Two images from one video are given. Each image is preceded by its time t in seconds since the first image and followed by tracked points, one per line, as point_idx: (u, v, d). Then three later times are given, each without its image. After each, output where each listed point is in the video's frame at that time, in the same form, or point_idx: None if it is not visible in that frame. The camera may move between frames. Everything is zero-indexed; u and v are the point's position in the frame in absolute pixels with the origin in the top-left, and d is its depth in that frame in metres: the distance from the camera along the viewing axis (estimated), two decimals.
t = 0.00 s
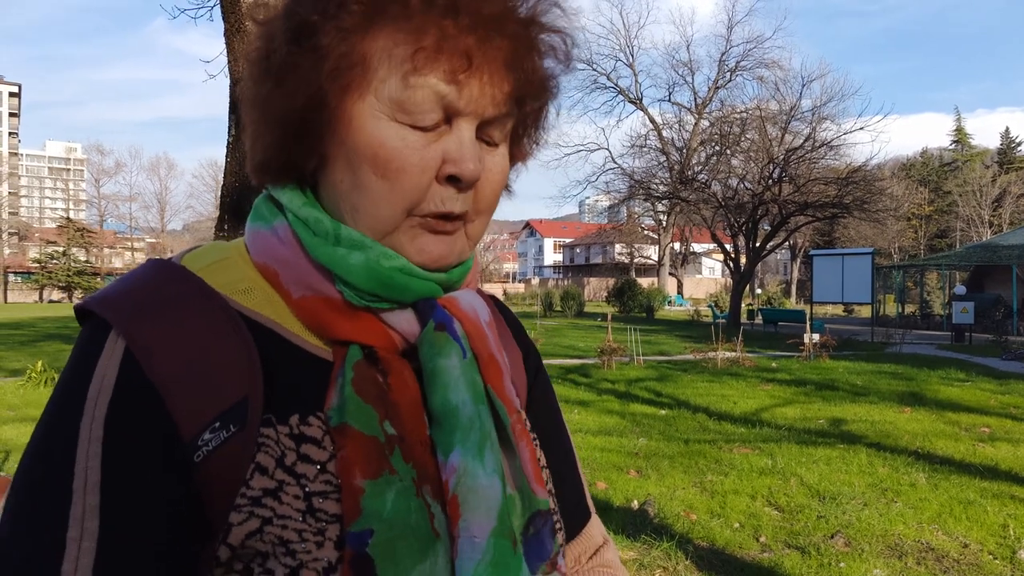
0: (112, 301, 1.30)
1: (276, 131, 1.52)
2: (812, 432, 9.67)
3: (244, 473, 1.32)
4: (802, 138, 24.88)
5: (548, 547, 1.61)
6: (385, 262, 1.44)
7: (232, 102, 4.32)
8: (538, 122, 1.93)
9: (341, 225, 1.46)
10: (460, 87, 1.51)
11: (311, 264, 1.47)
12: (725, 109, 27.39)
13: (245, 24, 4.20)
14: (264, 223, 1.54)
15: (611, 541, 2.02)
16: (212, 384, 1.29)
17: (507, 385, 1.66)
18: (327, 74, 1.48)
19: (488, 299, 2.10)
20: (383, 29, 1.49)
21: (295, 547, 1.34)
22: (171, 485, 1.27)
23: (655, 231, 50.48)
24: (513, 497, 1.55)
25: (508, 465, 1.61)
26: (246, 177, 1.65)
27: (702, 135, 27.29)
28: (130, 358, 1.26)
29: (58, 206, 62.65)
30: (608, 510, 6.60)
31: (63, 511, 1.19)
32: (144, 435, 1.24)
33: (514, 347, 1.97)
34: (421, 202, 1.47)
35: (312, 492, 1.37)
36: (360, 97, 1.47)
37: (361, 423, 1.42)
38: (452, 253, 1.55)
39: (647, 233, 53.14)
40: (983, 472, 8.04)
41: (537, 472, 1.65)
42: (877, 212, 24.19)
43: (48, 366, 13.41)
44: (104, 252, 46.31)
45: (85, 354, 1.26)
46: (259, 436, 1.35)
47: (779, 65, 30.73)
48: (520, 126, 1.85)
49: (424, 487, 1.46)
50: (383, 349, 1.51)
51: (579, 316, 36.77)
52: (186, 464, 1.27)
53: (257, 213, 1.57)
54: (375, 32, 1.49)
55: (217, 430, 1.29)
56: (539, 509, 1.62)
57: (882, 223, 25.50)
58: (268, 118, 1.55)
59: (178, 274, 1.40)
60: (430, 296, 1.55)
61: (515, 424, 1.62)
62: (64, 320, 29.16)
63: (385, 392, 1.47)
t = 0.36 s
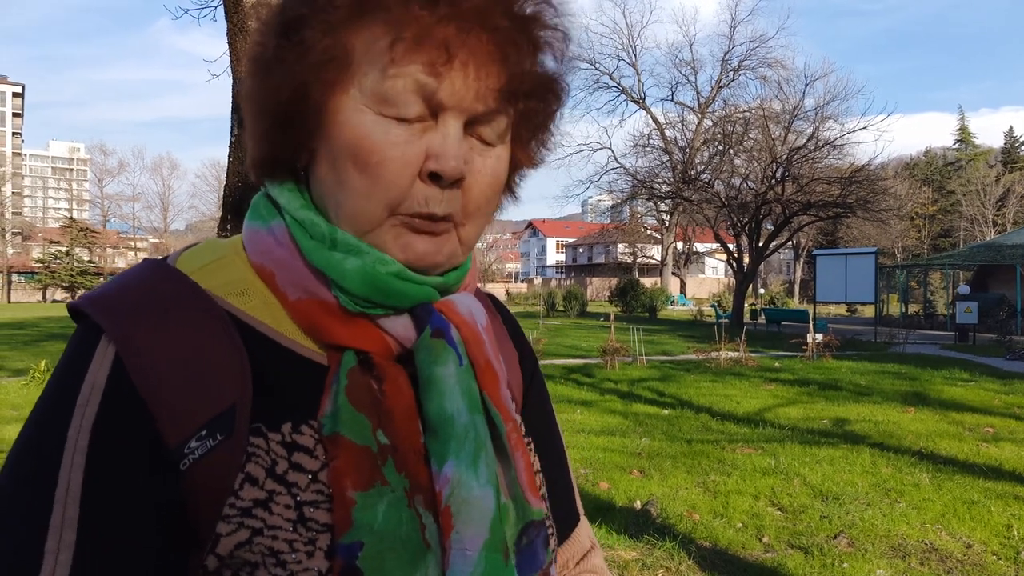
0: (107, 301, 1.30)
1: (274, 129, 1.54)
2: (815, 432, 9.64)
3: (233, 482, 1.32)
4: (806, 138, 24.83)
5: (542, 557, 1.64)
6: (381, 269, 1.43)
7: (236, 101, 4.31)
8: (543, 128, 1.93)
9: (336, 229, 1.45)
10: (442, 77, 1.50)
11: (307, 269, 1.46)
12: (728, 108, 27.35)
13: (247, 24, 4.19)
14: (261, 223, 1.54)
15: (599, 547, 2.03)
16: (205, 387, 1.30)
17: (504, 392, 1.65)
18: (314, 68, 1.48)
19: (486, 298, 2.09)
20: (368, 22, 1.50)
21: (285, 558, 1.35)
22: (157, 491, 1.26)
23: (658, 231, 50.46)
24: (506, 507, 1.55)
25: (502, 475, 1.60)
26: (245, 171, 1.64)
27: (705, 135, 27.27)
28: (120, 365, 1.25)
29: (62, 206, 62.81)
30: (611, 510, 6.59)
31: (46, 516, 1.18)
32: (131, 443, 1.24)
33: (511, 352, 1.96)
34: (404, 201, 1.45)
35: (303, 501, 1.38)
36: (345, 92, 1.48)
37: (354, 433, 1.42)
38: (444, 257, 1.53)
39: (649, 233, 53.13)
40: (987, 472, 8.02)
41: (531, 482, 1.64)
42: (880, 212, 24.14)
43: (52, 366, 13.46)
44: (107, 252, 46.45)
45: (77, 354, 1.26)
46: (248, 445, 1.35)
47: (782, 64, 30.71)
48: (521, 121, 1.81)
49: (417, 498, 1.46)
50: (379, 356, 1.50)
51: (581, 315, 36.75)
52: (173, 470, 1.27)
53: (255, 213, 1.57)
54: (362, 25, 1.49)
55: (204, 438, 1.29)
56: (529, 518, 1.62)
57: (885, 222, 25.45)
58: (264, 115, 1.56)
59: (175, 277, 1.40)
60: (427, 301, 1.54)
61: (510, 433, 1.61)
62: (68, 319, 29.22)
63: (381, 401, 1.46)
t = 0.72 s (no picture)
0: (89, 300, 1.34)
1: (254, 124, 1.59)
2: (817, 432, 9.64)
3: (199, 476, 1.34)
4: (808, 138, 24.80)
5: (514, 557, 1.59)
6: (354, 263, 1.44)
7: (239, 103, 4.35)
8: (526, 113, 1.95)
9: (311, 225, 1.47)
10: (400, 51, 1.53)
11: (284, 265, 1.48)
12: (730, 108, 27.35)
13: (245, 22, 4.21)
14: (248, 223, 1.57)
15: (602, 554, 2.00)
16: (178, 379, 1.33)
17: (484, 388, 1.63)
18: (282, 58, 1.54)
19: (487, 296, 2.09)
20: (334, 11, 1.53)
21: (248, 554, 1.37)
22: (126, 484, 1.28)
23: (660, 231, 50.44)
24: (482, 505, 1.52)
25: (480, 473, 1.58)
26: (233, 170, 1.69)
27: (707, 135, 27.29)
28: (91, 364, 1.29)
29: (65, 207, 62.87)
30: (613, 510, 6.59)
31: (10, 510, 1.21)
32: (97, 439, 1.27)
33: (510, 349, 1.96)
34: (372, 185, 1.46)
35: (269, 496, 1.39)
36: (312, 80, 1.52)
37: (323, 429, 1.42)
38: (421, 250, 1.53)
39: (651, 233, 53.13)
40: (989, 472, 8.01)
41: (508, 480, 1.62)
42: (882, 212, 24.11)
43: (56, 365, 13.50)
44: (110, 252, 46.56)
45: (58, 352, 1.31)
46: (215, 441, 1.37)
47: (784, 64, 30.71)
48: (500, 101, 1.81)
49: (385, 494, 1.44)
50: (356, 351, 1.49)
51: (583, 315, 36.74)
52: (138, 465, 1.29)
53: (244, 214, 1.59)
54: (328, 15, 1.53)
55: (170, 431, 1.31)
56: (505, 519, 1.58)
57: (887, 223, 25.40)
58: (243, 112, 1.61)
59: (156, 276, 1.44)
60: (407, 296, 1.53)
61: (487, 431, 1.60)
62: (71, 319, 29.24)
63: (355, 397, 1.45)
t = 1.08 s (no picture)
0: (96, 303, 1.34)
1: (258, 129, 1.60)
2: (820, 432, 9.63)
3: (213, 474, 1.34)
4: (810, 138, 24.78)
5: (527, 550, 1.61)
6: (360, 260, 1.44)
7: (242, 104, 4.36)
8: (525, 112, 1.97)
9: (316, 223, 1.48)
10: (395, 47, 1.54)
11: (293, 264, 1.48)
12: (733, 108, 27.32)
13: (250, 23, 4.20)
14: (253, 226, 1.57)
15: (606, 551, 2.02)
16: (189, 376, 1.32)
17: (491, 384, 1.64)
18: (282, 61, 1.55)
19: (489, 297, 2.10)
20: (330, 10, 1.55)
21: (267, 551, 1.37)
22: (141, 481, 1.29)
23: (662, 231, 50.42)
24: (492, 500, 1.54)
25: (489, 468, 1.60)
26: (237, 172, 1.70)
27: (710, 135, 27.29)
28: (105, 362, 1.29)
29: (69, 207, 63.01)
30: (617, 510, 6.59)
31: (26, 508, 1.22)
32: (111, 435, 1.27)
33: (513, 349, 1.97)
34: (371, 179, 1.47)
35: (285, 494, 1.39)
36: (312, 79, 1.53)
37: (336, 427, 1.42)
38: (420, 243, 1.53)
39: (654, 233, 53.10)
40: (993, 472, 8.00)
41: (517, 473, 1.64)
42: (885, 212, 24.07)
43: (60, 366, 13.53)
44: (113, 252, 46.67)
45: (68, 354, 1.30)
46: (230, 438, 1.37)
47: (786, 64, 30.67)
48: (498, 98, 1.82)
49: (398, 489, 1.44)
50: (363, 349, 1.50)
51: (586, 315, 36.73)
52: (155, 464, 1.29)
53: (248, 216, 1.59)
54: (324, 12, 1.55)
55: (186, 432, 1.30)
56: (515, 511, 1.60)
57: (890, 223, 25.38)
58: (247, 117, 1.62)
59: (165, 278, 1.44)
60: (411, 294, 1.54)
61: (496, 425, 1.61)
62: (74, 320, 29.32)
63: (365, 395, 1.45)
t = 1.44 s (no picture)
0: (114, 301, 1.34)
1: (287, 127, 1.63)
2: (823, 433, 9.62)
3: (235, 473, 1.34)
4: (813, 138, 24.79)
5: (543, 555, 1.62)
6: (375, 267, 1.43)
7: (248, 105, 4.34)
8: (554, 139, 1.99)
9: (330, 228, 1.46)
10: (423, 59, 1.55)
11: (307, 268, 1.47)
12: (735, 109, 27.33)
13: (258, 25, 4.22)
14: (269, 223, 1.56)
15: (604, 554, 2.04)
16: (209, 376, 1.33)
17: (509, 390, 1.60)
18: (312, 67, 1.58)
19: (498, 302, 2.11)
20: (362, 17, 1.58)
21: (292, 551, 1.37)
22: (162, 480, 1.29)
23: (664, 231, 50.42)
24: (511, 504, 1.54)
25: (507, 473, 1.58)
26: (259, 163, 1.72)
27: (712, 135, 27.32)
28: (126, 359, 1.30)
29: (71, 207, 63.10)
30: (619, 511, 6.59)
31: (45, 506, 1.23)
32: (135, 433, 1.28)
33: (523, 354, 1.98)
34: (381, 181, 1.46)
35: (309, 495, 1.40)
36: (339, 82, 1.55)
37: (356, 430, 1.42)
38: (422, 255, 1.52)
39: (656, 234, 53.11)
40: (996, 473, 7.99)
41: (536, 481, 1.63)
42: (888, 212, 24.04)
43: (62, 366, 13.56)
44: (115, 252, 46.78)
45: (86, 351, 1.31)
46: (254, 440, 1.37)
47: (788, 65, 30.68)
48: (529, 127, 1.85)
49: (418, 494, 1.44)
50: (378, 353, 1.48)
51: (587, 316, 36.73)
52: (177, 463, 1.30)
53: (265, 214, 1.60)
54: (357, 19, 1.58)
55: (207, 431, 1.31)
56: (534, 519, 1.59)
57: (892, 223, 25.36)
58: (277, 114, 1.64)
59: (183, 278, 1.44)
60: (426, 300, 1.52)
61: (512, 431, 1.60)
62: (76, 320, 29.37)
63: (379, 399, 1.43)
